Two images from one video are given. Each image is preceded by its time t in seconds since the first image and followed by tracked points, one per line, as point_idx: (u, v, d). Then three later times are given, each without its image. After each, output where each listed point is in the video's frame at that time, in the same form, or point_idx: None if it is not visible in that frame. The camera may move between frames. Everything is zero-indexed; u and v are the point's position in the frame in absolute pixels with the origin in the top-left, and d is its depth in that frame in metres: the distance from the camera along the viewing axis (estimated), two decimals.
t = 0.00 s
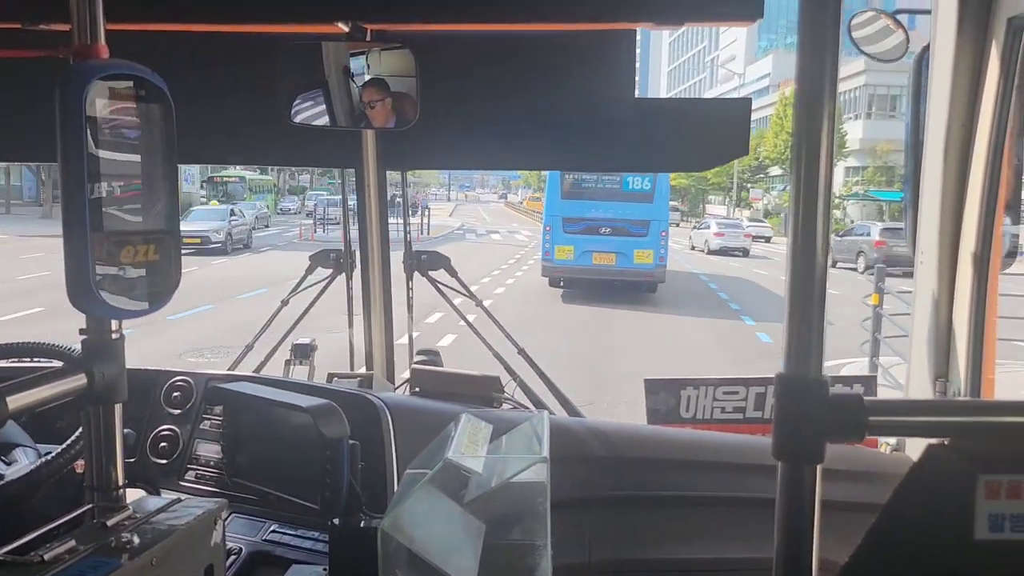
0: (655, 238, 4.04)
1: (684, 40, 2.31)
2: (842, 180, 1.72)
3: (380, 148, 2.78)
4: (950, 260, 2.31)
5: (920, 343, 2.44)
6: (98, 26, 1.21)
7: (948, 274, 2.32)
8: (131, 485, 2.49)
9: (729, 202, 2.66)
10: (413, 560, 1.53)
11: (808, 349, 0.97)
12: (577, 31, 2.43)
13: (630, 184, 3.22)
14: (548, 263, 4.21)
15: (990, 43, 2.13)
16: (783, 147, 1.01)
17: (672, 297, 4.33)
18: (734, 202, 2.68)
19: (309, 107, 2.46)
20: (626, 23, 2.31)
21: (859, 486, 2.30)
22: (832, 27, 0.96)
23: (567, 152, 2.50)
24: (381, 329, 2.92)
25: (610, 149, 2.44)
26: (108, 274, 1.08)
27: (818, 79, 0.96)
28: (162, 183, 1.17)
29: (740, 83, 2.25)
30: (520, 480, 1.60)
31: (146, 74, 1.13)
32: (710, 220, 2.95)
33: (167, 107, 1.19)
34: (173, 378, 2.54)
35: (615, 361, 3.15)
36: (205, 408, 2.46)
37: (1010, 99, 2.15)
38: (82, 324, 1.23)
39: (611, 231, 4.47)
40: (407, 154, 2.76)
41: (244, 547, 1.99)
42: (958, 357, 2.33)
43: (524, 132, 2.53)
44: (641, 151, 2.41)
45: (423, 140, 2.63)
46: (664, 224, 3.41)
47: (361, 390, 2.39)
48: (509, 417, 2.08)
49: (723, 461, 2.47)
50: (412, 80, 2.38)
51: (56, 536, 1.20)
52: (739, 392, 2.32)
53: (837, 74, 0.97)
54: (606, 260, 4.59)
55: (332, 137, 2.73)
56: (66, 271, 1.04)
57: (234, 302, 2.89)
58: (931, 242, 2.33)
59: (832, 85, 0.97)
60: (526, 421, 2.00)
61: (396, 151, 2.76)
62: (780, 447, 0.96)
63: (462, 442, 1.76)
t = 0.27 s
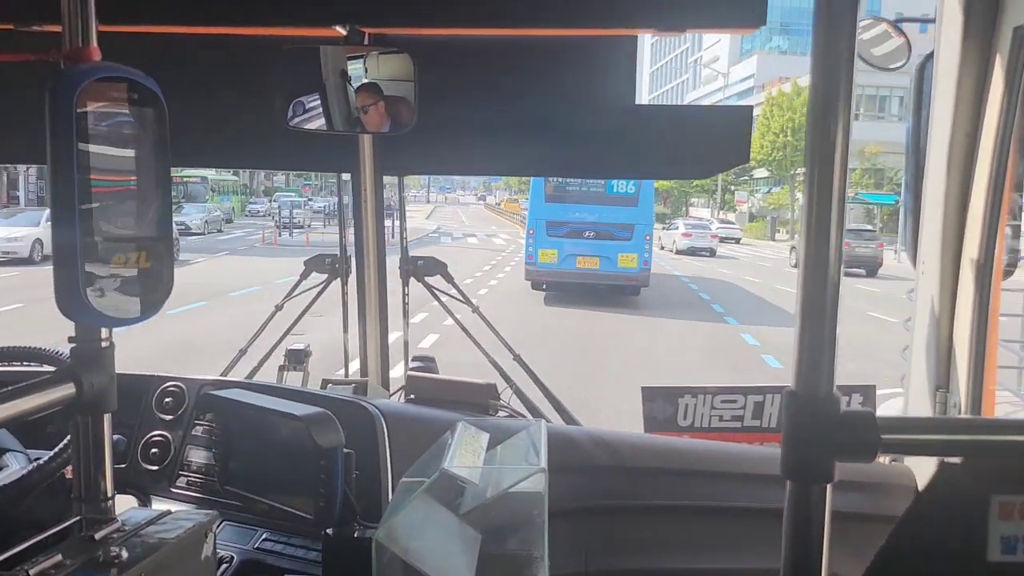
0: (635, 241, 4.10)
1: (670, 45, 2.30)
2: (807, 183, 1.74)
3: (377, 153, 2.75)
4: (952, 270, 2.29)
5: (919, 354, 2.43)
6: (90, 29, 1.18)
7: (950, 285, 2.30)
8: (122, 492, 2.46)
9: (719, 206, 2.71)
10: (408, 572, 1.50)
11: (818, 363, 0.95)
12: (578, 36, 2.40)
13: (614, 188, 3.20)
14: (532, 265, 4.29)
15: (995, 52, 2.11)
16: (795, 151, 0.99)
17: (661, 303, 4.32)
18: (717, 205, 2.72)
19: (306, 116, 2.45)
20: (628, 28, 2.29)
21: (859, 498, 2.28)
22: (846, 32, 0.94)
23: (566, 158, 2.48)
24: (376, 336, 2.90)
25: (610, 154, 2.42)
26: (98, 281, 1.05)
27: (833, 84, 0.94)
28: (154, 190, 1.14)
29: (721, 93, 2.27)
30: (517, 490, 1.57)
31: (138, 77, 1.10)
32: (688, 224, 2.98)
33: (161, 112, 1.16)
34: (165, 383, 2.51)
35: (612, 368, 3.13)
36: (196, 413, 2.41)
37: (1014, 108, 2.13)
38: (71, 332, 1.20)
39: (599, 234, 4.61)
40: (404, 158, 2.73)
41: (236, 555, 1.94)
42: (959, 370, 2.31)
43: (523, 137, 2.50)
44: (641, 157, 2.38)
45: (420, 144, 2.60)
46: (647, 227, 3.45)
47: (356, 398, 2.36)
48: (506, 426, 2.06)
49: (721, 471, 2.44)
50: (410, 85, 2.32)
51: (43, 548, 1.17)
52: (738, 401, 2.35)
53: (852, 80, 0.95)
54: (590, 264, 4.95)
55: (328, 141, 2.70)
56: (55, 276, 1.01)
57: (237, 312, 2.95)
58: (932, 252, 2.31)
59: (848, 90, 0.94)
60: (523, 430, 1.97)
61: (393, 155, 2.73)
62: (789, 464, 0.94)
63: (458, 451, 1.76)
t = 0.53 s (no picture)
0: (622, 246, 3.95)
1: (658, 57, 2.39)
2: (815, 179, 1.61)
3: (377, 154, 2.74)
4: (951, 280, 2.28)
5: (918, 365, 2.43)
6: (90, 23, 1.17)
7: (949, 293, 2.29)
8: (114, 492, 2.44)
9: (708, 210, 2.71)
10: None
11: (820, 369, 0.94)
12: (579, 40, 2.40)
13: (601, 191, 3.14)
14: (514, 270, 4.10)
15: (996, 60, 2.11)
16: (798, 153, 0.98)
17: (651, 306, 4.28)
18: (704, 209, 2.72)
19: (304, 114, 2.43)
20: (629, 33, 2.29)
21: (856, 507, 2.27)
22: (850, 35, 0.93)
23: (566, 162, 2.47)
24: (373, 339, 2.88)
25: (610, 159, 2.42)
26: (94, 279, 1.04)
27: (835, 87, 0.94)
28: (151, 187, 1.13)
29: (705, 96, 2.27)
30: (514, 496, 1.57)
31: (137, 73, 1.10)
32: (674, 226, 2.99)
33: (159, 109, 1.15)
34: (160, 384, 2.49)
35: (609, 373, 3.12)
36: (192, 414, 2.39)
37: (1015, 118, 2.13)
38: (66, 329, 1.20)
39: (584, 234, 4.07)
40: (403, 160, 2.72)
41: (229, 558, 1.94)
42: (958, 380, 2.30)
43: (524, 141, 2.49)
44: (640, 163, 2.38)
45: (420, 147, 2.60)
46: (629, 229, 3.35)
47: (352, 400, 2.34)
48: (501, 430, 2.05)
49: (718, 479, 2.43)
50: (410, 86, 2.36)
51: (33, 548, 1.15)
52: (735, 409, 2.30)
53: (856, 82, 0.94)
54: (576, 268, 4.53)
55: (327, 142, 2.69)
56: (48, 273, 0.99)
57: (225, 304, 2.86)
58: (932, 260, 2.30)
59: (852, 93, 0.94)
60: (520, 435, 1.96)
61: (392, 157, 2.72)
62: (790, 471, 0.93)
63: (456, 455, 1.74)
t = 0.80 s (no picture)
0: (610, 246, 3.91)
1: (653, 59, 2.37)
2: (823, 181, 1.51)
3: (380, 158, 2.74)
4: (953, 287, 2.29)
5: (919, 372, 2.43)
6: (96, 26, 1.18)
7: (951, 299, 2.29)
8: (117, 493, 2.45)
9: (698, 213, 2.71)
10: None
11: (820, 375, 0.94)
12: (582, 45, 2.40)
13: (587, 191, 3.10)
14: (501, 271, 3.98)
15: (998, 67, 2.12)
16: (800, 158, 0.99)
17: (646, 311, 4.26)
18: (696, 211, 2.72)
19: (308, 116, 2.45)
20: (632, 39, 2.30)
21: (857, 513, 2.27)
22: (852, 42, 0.94)
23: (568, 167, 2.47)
24: (376, 342, 2.89)
25: (612, 164, 2.42)
26: (100, 281, 1.04)
27: (836, 94, 0.94)
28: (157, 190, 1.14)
29: (693, 95, 2.23)
30: (516, 499, 1.54)
31: (144, 77, 1.11)
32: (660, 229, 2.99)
33: (166, 113, 1.16)
34: (162, 385, 2.50)
35: (611, 378, 3.12)
36: (195, 416, 2.42)
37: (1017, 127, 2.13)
38: (71, 329, 1.20)
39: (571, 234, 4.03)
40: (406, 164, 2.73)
41: (230, 560, 1.95)
42: (960, 386, 2.29)
43: (526, 145, 2.50)
44: (642, 168, 2.39)
45: (423, 151, 2.60)
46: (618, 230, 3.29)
47: (354, 403, 2.35)
48: (502, 434, 2.06)
49: (719, 484, 2.43)
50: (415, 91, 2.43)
51: (36, 548, 1.16)
52: (736, 415, 2.28)
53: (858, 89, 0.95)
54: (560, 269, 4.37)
55: (330, 145, 2.70)
56: (57, 276, 1.01)
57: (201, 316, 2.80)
58: (934, 266, 2.31)
59: (852, 101, 0.95)
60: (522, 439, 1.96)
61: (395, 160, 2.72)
62: (791, 476, 0.93)
63: (456, 458, 1.74)
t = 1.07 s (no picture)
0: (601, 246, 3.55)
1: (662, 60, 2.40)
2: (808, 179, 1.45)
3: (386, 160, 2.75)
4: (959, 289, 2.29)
5: (924, 375, 2.43)
6: (108, 29, 1.19)
7: (957, 301, 2.29)
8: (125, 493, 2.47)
9: (690, 209, 2.76)
10: None
11: (827, 375, 0.95)
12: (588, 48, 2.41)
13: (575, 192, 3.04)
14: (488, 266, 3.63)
15: (1005, 69, 2.12)
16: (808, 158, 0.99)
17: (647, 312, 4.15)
18: (686, 209, 2.77)
19: (315, 116, 2.47)
20: (639, 42, 2.31)
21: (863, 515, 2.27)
22: (862, 43, 0.94)
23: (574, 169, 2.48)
24: (382, 343, 2.90)
25: (618, 166, 2.43)
26: (109, 280, 1.05)
27: (846, 95, 0.94)
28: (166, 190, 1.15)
29: (688, 91, 2.24)
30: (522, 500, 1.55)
31: (155, 78, 1.12)
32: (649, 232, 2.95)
33: (175, 113, 1.17)
34: (170, 386, 2.52)
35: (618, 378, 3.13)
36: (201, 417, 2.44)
37: None
38: (81, 330, 1.21)
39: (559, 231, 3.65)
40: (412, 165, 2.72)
41: (237, 560, 1.96)
42: (965, 388, 2.30)
43: (532, 148, 2.51)
44: (647, 170, 2.40)
45: (429, 153, 2.62)
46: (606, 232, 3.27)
47: (361, 404, 2.36)
48: (508, 435, 2.06)
49: (725, 486, 2.43)
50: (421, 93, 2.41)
51: (48, 546, 1.17)
52: (742, 416, 2.29)
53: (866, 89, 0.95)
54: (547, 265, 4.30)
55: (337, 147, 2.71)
56: (67, 271, 1.02)
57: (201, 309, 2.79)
58: (940, 270, 2.31)
59: (862, 99, 0.95)
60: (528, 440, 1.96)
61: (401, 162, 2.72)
62: (797, 476, 0.94)
63: (462, 459, 1.74)
